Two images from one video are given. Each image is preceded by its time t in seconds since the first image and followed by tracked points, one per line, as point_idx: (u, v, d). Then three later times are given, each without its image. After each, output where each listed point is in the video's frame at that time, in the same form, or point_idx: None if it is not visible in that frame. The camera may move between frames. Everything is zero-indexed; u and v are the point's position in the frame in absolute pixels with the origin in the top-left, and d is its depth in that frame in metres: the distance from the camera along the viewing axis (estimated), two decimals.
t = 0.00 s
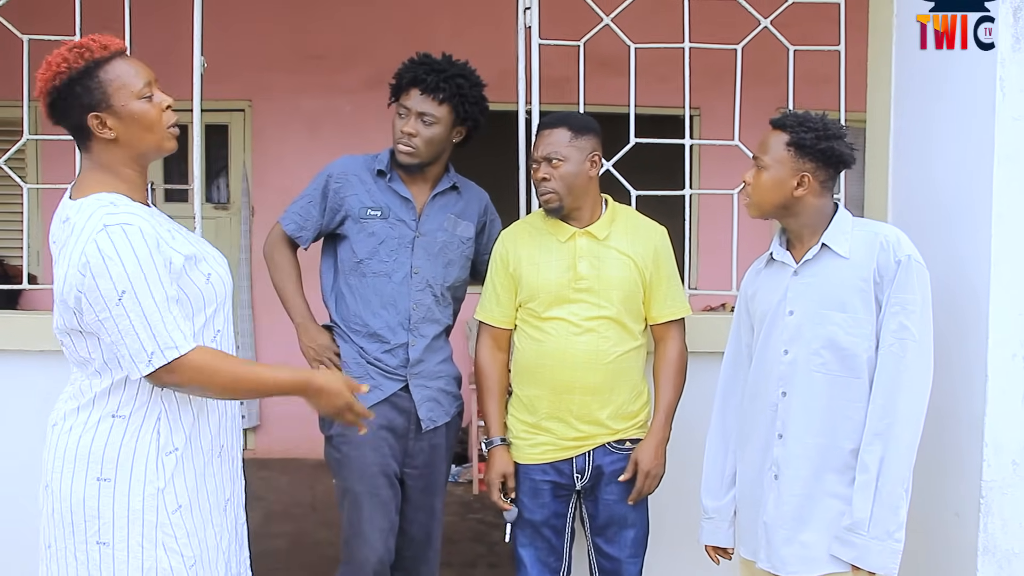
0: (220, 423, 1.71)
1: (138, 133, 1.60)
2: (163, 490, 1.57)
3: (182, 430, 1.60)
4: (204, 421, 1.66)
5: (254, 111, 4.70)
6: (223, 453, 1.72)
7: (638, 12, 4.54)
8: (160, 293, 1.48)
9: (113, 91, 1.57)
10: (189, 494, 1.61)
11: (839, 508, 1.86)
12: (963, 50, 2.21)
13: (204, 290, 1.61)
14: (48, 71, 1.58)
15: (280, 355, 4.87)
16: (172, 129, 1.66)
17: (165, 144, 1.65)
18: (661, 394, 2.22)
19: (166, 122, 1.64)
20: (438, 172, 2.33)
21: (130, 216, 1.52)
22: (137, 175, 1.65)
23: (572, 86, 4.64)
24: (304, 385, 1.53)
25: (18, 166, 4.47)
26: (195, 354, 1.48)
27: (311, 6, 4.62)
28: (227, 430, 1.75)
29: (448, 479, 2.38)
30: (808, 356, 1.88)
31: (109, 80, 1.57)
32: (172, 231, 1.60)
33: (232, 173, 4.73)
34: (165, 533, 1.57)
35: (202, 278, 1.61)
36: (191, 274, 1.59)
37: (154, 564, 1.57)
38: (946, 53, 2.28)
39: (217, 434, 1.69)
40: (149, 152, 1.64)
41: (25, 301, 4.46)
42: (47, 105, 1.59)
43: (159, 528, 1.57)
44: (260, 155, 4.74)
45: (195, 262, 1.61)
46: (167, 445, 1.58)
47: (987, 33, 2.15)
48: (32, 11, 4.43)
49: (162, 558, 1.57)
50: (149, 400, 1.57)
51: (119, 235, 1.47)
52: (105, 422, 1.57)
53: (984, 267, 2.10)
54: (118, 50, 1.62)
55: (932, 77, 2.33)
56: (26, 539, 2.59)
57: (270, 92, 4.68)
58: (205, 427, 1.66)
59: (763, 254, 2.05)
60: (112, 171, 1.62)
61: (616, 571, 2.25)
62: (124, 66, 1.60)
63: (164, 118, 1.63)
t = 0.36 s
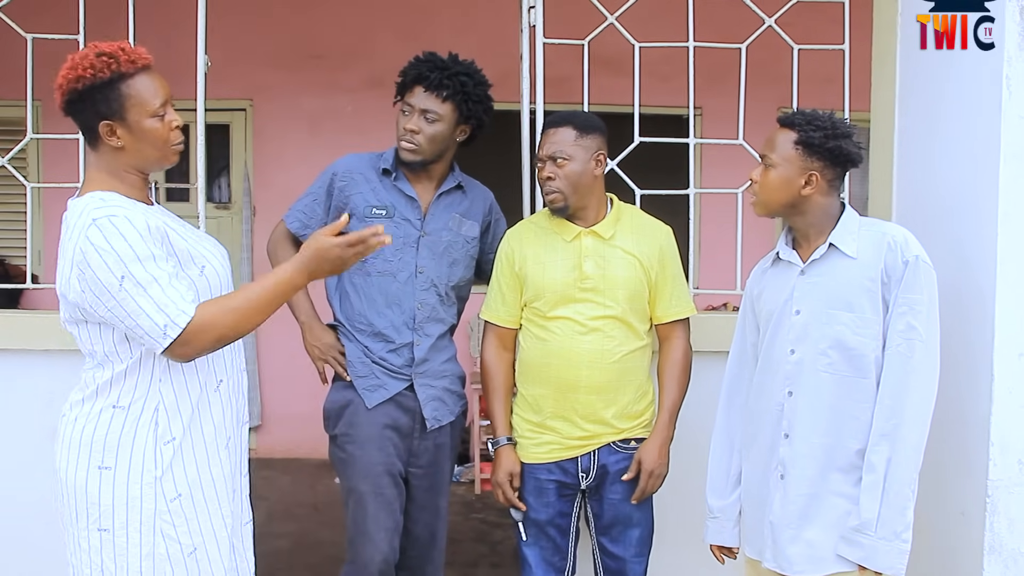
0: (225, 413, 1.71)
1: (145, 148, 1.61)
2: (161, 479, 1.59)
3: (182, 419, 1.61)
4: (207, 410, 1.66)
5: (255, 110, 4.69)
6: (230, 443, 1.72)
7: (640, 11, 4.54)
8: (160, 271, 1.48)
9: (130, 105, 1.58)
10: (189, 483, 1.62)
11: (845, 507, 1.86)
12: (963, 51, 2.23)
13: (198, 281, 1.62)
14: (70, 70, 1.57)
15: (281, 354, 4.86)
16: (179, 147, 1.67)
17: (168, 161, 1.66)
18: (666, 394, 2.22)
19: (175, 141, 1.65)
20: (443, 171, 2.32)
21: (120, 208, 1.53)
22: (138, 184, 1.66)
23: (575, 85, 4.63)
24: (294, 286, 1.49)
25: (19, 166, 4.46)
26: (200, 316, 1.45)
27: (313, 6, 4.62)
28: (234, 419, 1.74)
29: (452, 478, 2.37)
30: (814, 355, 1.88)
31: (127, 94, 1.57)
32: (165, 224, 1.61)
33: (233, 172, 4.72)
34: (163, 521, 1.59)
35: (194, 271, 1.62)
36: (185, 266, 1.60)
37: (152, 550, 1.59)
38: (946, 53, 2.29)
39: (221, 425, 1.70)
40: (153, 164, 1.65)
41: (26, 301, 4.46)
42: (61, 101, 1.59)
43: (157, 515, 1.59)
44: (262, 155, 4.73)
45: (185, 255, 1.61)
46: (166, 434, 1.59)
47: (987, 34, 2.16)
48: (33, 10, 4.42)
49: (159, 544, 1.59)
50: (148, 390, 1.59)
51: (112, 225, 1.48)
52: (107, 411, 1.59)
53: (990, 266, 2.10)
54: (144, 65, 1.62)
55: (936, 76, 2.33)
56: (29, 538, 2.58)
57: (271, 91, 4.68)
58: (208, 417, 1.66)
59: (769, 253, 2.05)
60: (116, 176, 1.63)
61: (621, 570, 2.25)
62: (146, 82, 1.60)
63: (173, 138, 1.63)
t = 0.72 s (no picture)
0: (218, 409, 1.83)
1: (151, 141, 1.75)
2: (153, 468, 1.71)
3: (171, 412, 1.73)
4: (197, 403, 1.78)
5: (255, 110, 4.69)
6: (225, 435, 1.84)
7: (639, 11, 4.55)
8: (100, 279, 1.60)
9: (137, 101, 1.74)
10: (181, 473, 1.74)
11: (843, 506, 1.87)
12: (962, 51, 2.23)
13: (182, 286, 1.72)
14: (87, 75, 1.76)
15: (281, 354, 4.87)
16: (185, 145, 1.81)
17: (175, 157, 1.79)
18: (666, 394, 2.22)
19: (180, 137, 1.79)
20: (442, 171, 2.33)
21: (113, 210, 1.65)
22: (148, 180, 1.79)
23: (574, 85, 4.64)
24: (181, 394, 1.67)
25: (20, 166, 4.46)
26: (89, 340, 1.59)
27: (313, 6, 4.62)
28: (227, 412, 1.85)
29: (451, 477, 2.38)
30: (813, 355, 1.89)
31: (134, 91, 1.74)
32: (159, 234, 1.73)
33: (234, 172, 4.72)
34: (157, 509, 1.72)
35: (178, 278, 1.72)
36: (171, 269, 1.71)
37: (149, 536, 1.72)
38: (946, 53, 2.29)
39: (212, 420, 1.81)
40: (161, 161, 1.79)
41: (27, 301, 4.46)
42: (80, 105, 1.78)
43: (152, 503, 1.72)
44: (262, 155, 4.74)
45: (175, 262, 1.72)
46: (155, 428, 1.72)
47: (987, 33, 2.16)
48: (33, 10, 4.43)
49: (155, 531, 1.72)
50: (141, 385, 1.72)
51: (90, 225, 1.61)
52: (105, 406, 1.73)
53: (988, 266, 2.11)
54: (151, 68, 1.80)
55: (935, 76, 2.33)
56: (29, 538, 2.59)
57: (271, 91, 4.68)
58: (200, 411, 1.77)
59: (768, 253, 2.06)
60: (126, 171, 1.76)
61: (620, 570, 2.25)
62: (151, 81, 1.77)
63: (177, 133, 1.78)
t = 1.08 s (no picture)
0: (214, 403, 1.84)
1: (148, 150, 1.76)
2: (149, 461, 1.73)
3: (168, 406, 1.75)
4: (193, 398, 1.79)
5: (256, 110, 4.70)
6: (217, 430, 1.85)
7: (639, 11, 4.55)
8: (132, 273, 1.63)
9: (138, 109, 1.75)
10: (176, 466, 1.75)
11: (841, 505, 1.87)
12: (962, 50, 2.23)
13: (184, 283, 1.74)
14: (92, 80, 1.77)
15: (281, 354, 4.88)
16: (182, 154, 1.82)
17: (171, 166, 1.80)
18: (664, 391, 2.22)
19: (178, 147, 1.79)
20: (439, 171, 2.33)
21: (118, 210, 1.67)
22: (145, 186, 1.80)
23: (574, 85, 4.64)
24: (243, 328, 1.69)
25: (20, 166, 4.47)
26: (142, 328, 1.61)
27: (312, 6, 4.63)
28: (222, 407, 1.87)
29: (450, 476, 2.38)
30: (811, 354, 1.89)
31: (135, 99, 1.75)
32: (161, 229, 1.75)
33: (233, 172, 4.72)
34: (152, 501, 1.73)
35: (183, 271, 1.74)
36: (171, 265, 1.73)
37: (140, 528, 1.73)
38: (946, 53, 2.29)
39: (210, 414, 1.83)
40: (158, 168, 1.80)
41: (28, 301, 4.47)
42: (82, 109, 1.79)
43: (146, 495, 1.73)
44: (262, 155, 4.74)
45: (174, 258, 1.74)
46: (153, 421, 1.74)
47: (987, 33, 2.16)
48: (33, 10, 4.43)
49: (147, 523, 1.73)
50: (138, 379, 1.74)
51: (103, 227, 1.63)
52: (104, 399, 1.75)
53: (985, 266, 2.11)
54: (154, 77, 1.80)
55: (934, 75, 2.33)
56: (30, 537, 2.59)
57: (272, 91, 4.69)
58: (197, 405, 1.79)
59: (766, 253, 2.06)
60: (124, 176, 1.77)
61: (619, 569, 2.26)
62: (153, 90, 1.77)
63: (176, 142, 1.79)
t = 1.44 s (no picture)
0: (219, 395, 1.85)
1: (150, 155, 1.77)
2: (160, 458, 1.73)
3: (173, 401, 1.76)
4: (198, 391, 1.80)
5: (257, 111, 4.71)
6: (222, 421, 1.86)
7: (640, 12, 4.56)
8: (118, 255, 1.60)
9: (137, 115, 1.76)
10: (188, 460, 1.76)
11: (841, 506, 1.88)
12: (962, 51, 2.24)
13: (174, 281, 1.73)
14: (89, 89, 1.78)
15: (282, 354, 4.89)
16: (184, 156, 1.82)
17: (172, 169, 1.81)
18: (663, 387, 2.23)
19: (179, 150, 1.80)
20: (439, 172, 2.33)
21: (119, 203, 1.69)
22: (147, 190, 1.81)
23: (576, 86, 4.65)
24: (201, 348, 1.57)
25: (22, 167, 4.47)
26: (108, 303, 1.54)
27: (314, 6, 4.64)
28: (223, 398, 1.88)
29: (449, 477, 2.39)
30: (812, 356, 1.90)
31: (134, 105, 1.76)
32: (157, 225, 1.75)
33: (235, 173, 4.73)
34: (166, 497, 1.74)
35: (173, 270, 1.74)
36: (169, 260, 1.72)
37: (158, 521, 1.74)
38: (946, 53, 2.30)
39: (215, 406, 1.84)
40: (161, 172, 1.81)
41: (30, 302, 4.48)
42: (82, 117, 1.80)
43: (160, 489, 1.74)
44: (263, 156, 4.75)
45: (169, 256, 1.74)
46: (160, 417, 1.74)
47: (987, 33, 2.17)
48: (36, 11, 4.44)
49: (165, 517, 1.74)
50: (142, 376, 1.73)
51: (98, 215, 1.64)
52: (108, 398, 1.74)
53: (985, 268, 2.12)
54: (151, 82, 1.81)
55: (934, 76, 2.34)
56: (32, 538, 2.60)
57: (273, 92, 4.70)
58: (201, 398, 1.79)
59: (767, 254, 2.07)
60: (126, 182, 1.79)
61: (620, 570, 2.26)
62: (151, 95, 1.78)
63: (176, 146, 1.79)
